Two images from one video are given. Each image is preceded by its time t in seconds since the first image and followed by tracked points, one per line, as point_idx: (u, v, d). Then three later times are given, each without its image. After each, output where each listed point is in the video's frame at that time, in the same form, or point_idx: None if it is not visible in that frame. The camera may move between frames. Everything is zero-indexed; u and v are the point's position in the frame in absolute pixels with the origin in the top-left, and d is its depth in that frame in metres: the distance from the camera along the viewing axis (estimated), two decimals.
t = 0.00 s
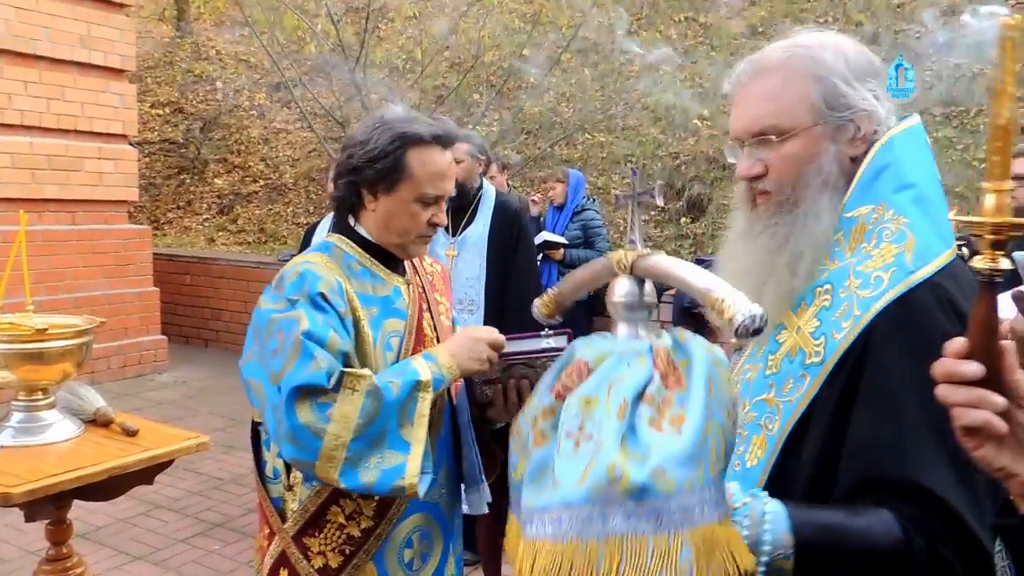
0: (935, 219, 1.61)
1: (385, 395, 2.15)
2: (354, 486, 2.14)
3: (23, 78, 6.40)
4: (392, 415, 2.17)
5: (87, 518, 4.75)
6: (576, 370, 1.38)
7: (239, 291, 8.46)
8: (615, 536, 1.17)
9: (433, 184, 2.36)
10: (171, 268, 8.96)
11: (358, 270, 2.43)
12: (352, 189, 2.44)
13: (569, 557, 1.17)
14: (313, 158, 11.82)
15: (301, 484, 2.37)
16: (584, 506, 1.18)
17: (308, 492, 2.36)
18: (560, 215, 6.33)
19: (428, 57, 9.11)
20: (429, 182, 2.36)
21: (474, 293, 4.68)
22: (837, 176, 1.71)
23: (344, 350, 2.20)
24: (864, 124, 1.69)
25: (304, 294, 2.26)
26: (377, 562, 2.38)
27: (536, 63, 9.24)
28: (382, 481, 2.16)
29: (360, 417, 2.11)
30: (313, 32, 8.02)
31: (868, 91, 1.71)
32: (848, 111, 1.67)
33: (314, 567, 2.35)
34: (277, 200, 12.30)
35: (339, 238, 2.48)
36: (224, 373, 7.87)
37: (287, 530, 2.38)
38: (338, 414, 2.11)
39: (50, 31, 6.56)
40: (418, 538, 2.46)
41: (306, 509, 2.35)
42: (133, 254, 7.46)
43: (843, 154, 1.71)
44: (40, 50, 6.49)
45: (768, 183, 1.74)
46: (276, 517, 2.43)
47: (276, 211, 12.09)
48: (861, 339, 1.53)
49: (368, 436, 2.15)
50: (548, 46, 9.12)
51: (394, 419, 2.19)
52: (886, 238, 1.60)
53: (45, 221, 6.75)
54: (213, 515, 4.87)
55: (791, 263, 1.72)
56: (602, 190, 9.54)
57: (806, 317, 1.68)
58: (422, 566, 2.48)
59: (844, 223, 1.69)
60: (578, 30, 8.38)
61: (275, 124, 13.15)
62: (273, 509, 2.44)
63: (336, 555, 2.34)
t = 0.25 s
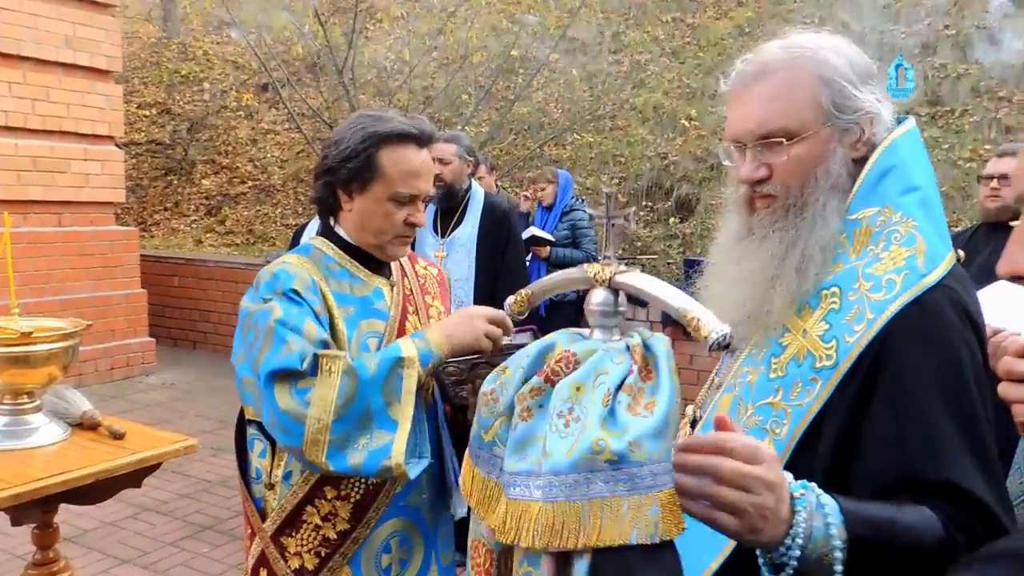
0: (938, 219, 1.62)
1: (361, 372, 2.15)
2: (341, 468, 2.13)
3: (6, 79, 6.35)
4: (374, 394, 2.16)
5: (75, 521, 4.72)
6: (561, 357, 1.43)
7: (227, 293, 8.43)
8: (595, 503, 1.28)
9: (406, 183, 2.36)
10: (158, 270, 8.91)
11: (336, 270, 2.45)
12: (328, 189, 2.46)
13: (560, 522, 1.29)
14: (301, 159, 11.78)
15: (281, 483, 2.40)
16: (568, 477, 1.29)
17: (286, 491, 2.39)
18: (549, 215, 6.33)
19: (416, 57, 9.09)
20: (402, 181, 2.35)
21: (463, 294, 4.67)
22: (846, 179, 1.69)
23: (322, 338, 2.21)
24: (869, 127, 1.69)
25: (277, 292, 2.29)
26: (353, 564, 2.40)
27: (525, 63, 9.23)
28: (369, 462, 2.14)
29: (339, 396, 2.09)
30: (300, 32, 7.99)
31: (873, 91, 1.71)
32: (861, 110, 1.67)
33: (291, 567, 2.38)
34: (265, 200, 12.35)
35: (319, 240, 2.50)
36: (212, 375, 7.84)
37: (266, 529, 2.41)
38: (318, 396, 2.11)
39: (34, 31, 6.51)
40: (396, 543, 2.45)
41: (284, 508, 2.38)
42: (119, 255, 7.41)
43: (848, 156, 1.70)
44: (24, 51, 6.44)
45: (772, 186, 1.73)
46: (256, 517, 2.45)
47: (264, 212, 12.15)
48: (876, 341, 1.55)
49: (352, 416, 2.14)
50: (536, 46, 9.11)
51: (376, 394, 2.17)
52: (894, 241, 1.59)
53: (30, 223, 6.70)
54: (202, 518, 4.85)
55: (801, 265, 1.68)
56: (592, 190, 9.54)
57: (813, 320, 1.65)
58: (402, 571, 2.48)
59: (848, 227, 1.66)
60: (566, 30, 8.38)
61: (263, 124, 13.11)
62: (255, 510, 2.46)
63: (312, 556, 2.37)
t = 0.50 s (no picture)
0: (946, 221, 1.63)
1: (347, 372, 2.16)
2: (323, 470, 2.12)
3: (10, 82, 6.37)
4: (359, 396, 2.17)
5: (79, 523, 4.73)
6: (564, 372, 1.39)
7: (232, 295, 8.44)
8: (572, 497, 1.18)
9: (405, 183, 2.36)
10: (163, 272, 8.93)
11: (337, 270, 2.45)
12: (329, 190, 2.47)
13: (539, 515, 1.20)
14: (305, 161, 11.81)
15: (281, 484, 2.41)
16: (546, 475, 1.21)
17: (286, 493, 2.40)
18: (552, 215, 6.32)
19: (419, 59, 9.11)
20: (401, 181, 2.36)
21: (465, 295, 4.67)
22: (843, 177, 1.70)
23: (313, 337, 2.23)
24: (865, 126, 1.69)
25: (274, 290, 2.29)
26: (354, 566, 2.39)
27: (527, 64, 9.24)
28: (350, 464, 2.13)
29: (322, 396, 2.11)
30: (303, 34, 8.01)
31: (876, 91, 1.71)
32: (864, 109, 1.67)
33: (291, 570, 2.38)
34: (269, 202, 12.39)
35: (320, 240, 2.51)
36: (217, 376, 7.85)
37: (267, 531, 2.42)
38: (302, 396, 2.13)
39: (38, 34, 6.52)
40: (396, 545, 2.46)
41: (284, 510, 2.38)
42: (123, 258, 7.42)
43: (847, 156, 1.71)
44: (27, 54, 6.45)
45: (770, 183, 1.76)
46: (257, 519, 2.46)
47: (267, 214, 12.10)
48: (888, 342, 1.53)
49: (336, 417, 2.15)
50: (538, 46, 9.12)
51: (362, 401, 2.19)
52: (904, 238, 1.59)
53: (35, 226, 6.71)
54: (206, 520, 4.86)
55: (801, 263, 1.70)
56: (595, 190, 9.54)
57: (822, 321, 1.64)
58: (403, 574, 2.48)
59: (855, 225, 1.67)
60: (568, 31, 8.38)
61: (266, 126, 13.15)
62: (255, 511, 2.48)
63: (312, 558, 2.36)
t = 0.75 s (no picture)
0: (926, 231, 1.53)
1: (337, 396, 2.17)
2: (309, 489, 2.16)
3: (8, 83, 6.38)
4: (348, 417, 2.19)
5: (77, 524, 4.72)
6: (563, 373, 1.36)
7: (231, 295, 8.43)
8: (543, 477, 1.17)
9: (399, 183, 2.37)
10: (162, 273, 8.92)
11: (329, 271, 2.44)
12: (322, 189, 2.47)
13: (511, 485, 1.19)
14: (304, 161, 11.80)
15: (275, 488, 2.40)
16: (526, 453, 1.20)
17: (280, 497, 2.39)
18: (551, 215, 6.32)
19: (417, 59, 9.11)
20: (394, 181, 2.37)
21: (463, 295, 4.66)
22: (778, 176, 1.61)
23: (304, 350, 2.23)
24: (805, 127, 1.55)
25: (267, 295, 2.28)
26: (352, 565, 2.39)
27: (525, 64, 9.24)
28: (336, 485, 2.17)
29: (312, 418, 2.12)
30: (302, 35, 8.00)
31: (830, 90, 1.55)
32: (804, 112, 1.55)
33: (288, 571, 2.38)
34: (268, 202, 12.38)
35: (314, 242, 2.50)
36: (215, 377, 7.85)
37: (261, 534, 2.42)
38: (290, 415, 2.14)
39: (36, 35, 6.52)
40: (394, 546, 2.46)
41: (280, 513, 2.38)
42: (122, 258, 7.41)
43: (790, 156, 1.58)
44: (26, 55, 6.45)
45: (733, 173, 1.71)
46: (252, 522, 2.46)
47: (266, 214, 12.17)
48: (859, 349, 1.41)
49: (324, 439, 2.17)
50: (536, 47, 9.12)
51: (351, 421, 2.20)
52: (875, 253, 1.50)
53: (33, 227, 6.71)
54: (204, 520, 4.85)
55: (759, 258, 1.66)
56: (593, 190, 9.42)
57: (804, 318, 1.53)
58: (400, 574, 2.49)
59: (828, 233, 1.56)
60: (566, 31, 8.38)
61: (264, 126, 13.13)
62: (250, 515, 2.49)
63: (307, 560, 2.36)
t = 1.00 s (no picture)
0: (895, 216, 1.90)
1: (333, 406, 2.62)
2: (305, 496, 2.67)
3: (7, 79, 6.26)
4: (342, 429, 2.67)
5: (79, 522, 4.71)
6: (551, 372, 1.86)
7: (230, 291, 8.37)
8: (519, 471, 1.67)
9: (392, 181, 2.69)
10: (163, 271, 8.89)
11: (326, 273, 2.85)
12: (319, 191, 2.85)
13: (493, 469, 1.70)
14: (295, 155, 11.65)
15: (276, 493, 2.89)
16: (513, 445, 1.70)
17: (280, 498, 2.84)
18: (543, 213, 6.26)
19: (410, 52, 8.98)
20: (387, 178, 2.68)
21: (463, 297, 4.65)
22: (756, 167, 2.08)
23: (297, 356, 2.64)
24: (775, 126, 2.00)
25: (263, 298, 2.69)
26: (353, 566, 2.90)
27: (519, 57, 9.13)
28: (330, 494, 2.67)
29: (308, 426, 2.59)
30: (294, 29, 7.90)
31: (798, 89, 1.97)
32: (776, 118, 1.99)
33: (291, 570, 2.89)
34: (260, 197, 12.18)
35: (311, 244, 2.90)
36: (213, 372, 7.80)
37: (264, 535, 2.93)
38: (288, 425, 2.61)
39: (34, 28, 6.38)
40: (395, 546, 2.98)
41: (281, 515, 2.88)
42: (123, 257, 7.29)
43: (762, 150, 2.04)
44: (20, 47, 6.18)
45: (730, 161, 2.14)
46: (256, 523, 2.95)
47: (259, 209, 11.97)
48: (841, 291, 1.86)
49: (319, 449, 2.66)
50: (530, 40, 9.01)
51: (345, 429, 2.68)
52: (839, 245, 1.90)
53: (32, 225, 6.62)
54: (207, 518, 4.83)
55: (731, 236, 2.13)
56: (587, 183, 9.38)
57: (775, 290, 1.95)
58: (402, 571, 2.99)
59: (804, 227, 1.97)
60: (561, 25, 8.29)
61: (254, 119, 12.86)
62: (253, 516, 2.96)
63: (309, 560, 2.87)
